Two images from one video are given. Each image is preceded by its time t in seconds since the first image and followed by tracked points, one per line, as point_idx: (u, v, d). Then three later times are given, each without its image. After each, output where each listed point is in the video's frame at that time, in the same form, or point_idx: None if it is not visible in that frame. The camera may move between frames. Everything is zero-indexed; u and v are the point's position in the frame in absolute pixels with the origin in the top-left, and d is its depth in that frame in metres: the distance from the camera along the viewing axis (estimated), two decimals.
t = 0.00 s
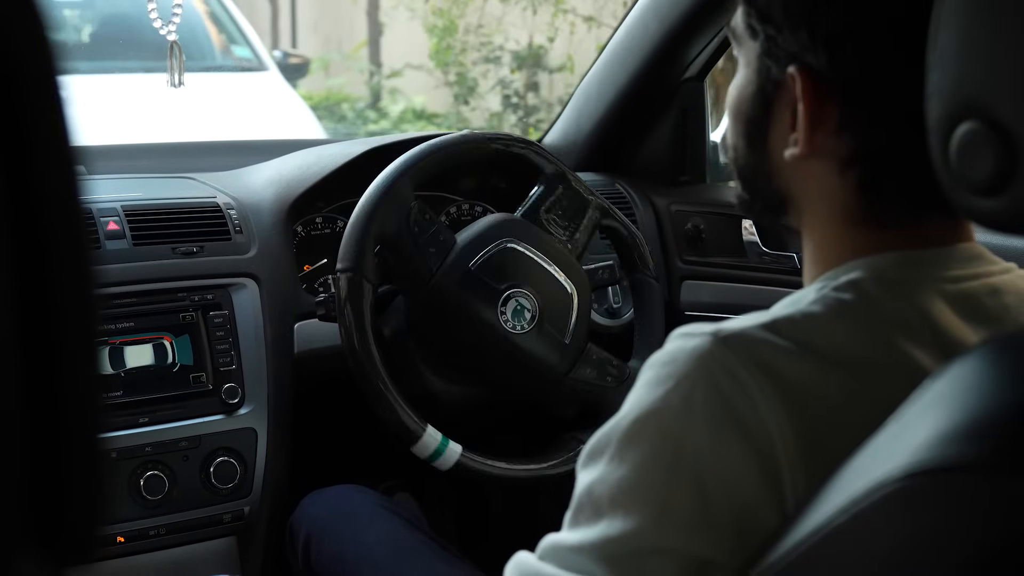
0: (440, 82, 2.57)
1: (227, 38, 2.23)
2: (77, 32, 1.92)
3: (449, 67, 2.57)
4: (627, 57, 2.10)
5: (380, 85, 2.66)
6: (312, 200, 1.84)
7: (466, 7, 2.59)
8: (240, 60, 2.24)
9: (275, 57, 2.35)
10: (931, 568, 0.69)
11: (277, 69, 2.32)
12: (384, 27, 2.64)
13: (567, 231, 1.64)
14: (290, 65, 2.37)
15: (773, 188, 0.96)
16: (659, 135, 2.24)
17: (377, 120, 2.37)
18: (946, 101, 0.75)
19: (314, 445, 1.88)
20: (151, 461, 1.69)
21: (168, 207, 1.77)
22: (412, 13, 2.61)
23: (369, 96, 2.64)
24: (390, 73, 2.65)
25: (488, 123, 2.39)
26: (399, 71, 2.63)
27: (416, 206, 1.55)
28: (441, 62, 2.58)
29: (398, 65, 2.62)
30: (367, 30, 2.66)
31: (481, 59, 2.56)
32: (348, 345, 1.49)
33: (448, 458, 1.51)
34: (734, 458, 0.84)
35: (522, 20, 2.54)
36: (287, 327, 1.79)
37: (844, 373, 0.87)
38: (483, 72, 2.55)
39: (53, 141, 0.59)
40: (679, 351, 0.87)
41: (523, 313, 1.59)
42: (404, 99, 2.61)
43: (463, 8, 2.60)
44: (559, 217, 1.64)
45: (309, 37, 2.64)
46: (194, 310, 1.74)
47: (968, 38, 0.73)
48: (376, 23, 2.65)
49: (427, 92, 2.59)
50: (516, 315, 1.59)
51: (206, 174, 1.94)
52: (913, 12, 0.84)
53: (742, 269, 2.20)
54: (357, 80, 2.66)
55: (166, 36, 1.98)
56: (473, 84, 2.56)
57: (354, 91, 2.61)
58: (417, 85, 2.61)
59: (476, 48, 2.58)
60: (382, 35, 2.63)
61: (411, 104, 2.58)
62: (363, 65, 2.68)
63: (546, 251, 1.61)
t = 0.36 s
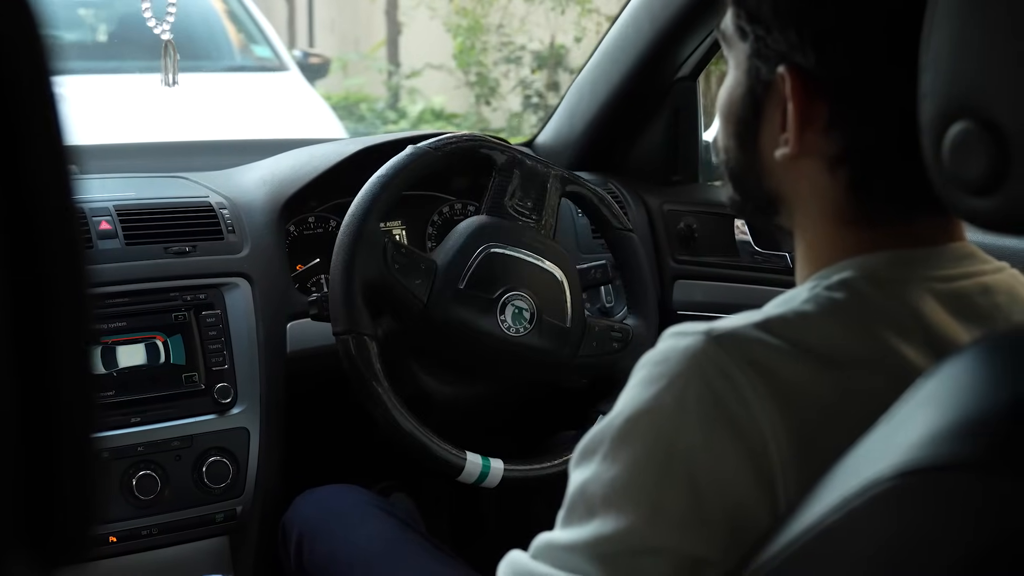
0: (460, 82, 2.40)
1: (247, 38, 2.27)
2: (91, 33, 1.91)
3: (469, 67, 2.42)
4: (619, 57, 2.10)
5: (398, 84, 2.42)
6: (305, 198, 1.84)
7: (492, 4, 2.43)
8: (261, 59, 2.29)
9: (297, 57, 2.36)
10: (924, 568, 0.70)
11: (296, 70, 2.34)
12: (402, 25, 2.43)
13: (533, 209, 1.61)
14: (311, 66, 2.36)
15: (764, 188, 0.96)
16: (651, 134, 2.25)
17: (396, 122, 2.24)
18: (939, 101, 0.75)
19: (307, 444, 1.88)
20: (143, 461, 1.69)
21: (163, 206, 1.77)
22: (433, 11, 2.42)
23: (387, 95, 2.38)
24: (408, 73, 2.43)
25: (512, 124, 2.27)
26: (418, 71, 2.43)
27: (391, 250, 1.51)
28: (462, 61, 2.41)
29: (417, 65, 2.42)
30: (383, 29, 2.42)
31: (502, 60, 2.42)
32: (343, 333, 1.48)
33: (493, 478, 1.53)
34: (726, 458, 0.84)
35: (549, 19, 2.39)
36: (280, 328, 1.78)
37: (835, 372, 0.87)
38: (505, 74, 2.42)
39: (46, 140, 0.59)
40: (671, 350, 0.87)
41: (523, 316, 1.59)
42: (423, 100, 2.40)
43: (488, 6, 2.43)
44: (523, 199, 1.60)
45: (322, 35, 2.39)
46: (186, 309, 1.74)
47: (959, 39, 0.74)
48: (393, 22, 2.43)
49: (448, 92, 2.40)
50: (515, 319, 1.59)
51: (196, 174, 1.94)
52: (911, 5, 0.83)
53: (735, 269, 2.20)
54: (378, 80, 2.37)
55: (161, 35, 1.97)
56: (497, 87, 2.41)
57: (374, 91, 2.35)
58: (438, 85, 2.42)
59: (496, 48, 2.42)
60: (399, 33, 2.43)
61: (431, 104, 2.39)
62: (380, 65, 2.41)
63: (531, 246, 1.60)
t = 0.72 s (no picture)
0: (488, 84, 2.64)
1: (271, 39, 2.33)
2: (114, 34, 1.96)
3: (497, 69, 2.64)
4: (619, 57, 2.10)
5: (422, 86, 2.77)
6: (306, 200, 1.85)
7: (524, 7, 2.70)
8: (287, 61, 2.32)
9: (321, 57, 2.40)
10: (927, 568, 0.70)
11: (322, 69, 2.38)
12: (426, 27, 2.78)
13: (527, 208, 1.61)
14: (336, 66, 2.41)
15: (765, 188, 0.96)
16: (652, 135, 2.25)
17: (419, 123, 2.41)
18: (941, 103, 0.75)
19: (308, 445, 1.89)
20: (146, 462, 1.69)
21: (164, 208, 1.77)
22: (459, 13, 2.73)
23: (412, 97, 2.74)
24: (432, 74, 2.76)
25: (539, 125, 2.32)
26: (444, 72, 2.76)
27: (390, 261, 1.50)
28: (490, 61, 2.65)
29: (444, 66, 2.74)
30: (407, 32, 2.79)
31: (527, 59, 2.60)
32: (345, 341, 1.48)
33: (510, 481, 1.53)
34: (729, 459, 0.84)
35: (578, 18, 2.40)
36: (281, 330, 1.79)
37: (836, 373, 0.87)
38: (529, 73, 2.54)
39: (51, 140, 0.60)
40: (674, 351, 0.87)
41: (527, 317, 1.59)
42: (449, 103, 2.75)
43: (520, 8, 2.70)
44: (515, 198, 1.60)
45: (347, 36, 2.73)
46: (188, 311, 1.74)
47: (961, 40, 0.74)
48: (418, 24, 2.78)
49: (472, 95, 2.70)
50: (519, 320, 1.59)
51: (199, 174, 1.93)
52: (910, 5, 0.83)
53: (735, 270, 2.20)
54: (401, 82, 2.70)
55: (154, 36, 1.96)
56: (523, 86, 2.52)
57: (400, 92, 2.70)
58: (468, 86, 2.69)
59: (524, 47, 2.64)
60: (423, 35, 2.78)
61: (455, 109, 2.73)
62: (405, 66, 2.76)
63: (530, 247, 1.60)
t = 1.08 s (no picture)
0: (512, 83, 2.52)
1: (295, 35, 2.28)
2: (134, 32, 2.00)
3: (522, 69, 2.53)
4: (625, 54, 2.09)
5: (445, 85, 2.63)
6: (312, 197, 1.84)
7: None
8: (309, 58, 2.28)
9: (346, 56, 2.36)
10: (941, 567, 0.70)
11: (348, 69, 2.33)
12: (449, 25, 2.66)
13: (532, 204, 1.60)
14: (361, 64, 2.37)
15: (771, 188, 0.95)
16: (659, 132, 2.24)
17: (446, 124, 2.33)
18: (953, 100, 0.75)
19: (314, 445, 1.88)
20: (152, 460, 1.69)
21: (171, 205, 1.77)
22: (485, 11, 2.59)
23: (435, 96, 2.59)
24: (456, 73, 2.63)
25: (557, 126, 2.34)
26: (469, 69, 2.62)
27: (396, 262, 1.51)
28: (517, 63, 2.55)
29: (466, 65, 2.62)
30: (430, 30, 2.66)
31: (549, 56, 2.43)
32: (354, 343, 1.48)
33: (520, 480, 1.53)
34: (738, 458, 0.84)
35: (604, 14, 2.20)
36: (288, 329, 1.78)
37: (847, 372, 0.86)
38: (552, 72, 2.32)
39: (64, 137, 0.60)
40: (683, 350, 0.86)
41: (534, 315, 1.59)
42: (471, 99, 2.52)
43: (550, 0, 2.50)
44: (520, 194, 1.59)
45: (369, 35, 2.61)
46: (194, 309, 1.73)
47: (972, 37, 0.73)
48: (440, 21, 2.66)
49: (495, 94, 2.55)
50: (526, 318, 1.59)
51: (208, 173, 1.92)
52: (911, 4, 0.83)
53: (742, 268, 2.20)
54: (423, 81, 2.59)
55: (167, 33, 2.00)
56: (547, 85, 2.31)
57: (422, 91, 2.57)
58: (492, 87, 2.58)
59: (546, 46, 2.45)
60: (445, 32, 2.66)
61: (478, 104, 2.49)
62: (427, 64, 2.64)
63: (535, 244, 1.60)
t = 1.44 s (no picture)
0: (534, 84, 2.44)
1: (315, 36, 2.29)
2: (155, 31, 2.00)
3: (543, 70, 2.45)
4: (630, 56, 2.10)
5: (466, 85, 2.62)
6: (317, 198, 1.84)
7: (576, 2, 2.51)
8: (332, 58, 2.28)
9: (366, 56, 2.37)
10: (940, 569, 0.70)
11: (369, 69, 2.33)
12: (470, 25, 2.64)
13: (536, 206, 1.61)
14: (381, 65, 2.38)
15: (775, 191, 0.96)
16: (663, 134, 2.25)
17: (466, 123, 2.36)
18: (955, 104, 0.75)
19: (317, 445, 1.89)
20: (158, 460, 1.70)
21: (176, 206, 1.77)
22: (506, 11, 2.58)
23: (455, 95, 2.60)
24: (476, 74, 2.61)
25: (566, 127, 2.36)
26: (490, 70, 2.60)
27: (402, 263, 1.51)
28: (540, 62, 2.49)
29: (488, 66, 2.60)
30: (451, 29, 2.64)
31: (575, 59, 2.26)
32: (360, 345, 1.48)
33: (524, 481, 1.53)
34: (742, 460, 0.84)
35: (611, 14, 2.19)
36: (292, 329, 1.78)
37: (849, 374, 0.87)
38: (576, 73, 2.24)
39: (73, 135, 0.60)
40: (687, 353, 0.87)
41: (538, 316, 1.60)
42: (491, 101, 2.59)
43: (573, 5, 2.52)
44: (525, 196, 1.59)
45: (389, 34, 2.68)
46: (199, 309, 1.74)
47: (975, 43, 0.74)
48: (461, 22, 2.64)
49: (516, 93, 2.54)
50: (530, 319, 1.60)
51: (214, 173, 1.93)
52: (919, 10, 0.83)
53: (747, 269, 2.20)
54: (444, 82, 2.58)
55: (177, 35, 1.99)
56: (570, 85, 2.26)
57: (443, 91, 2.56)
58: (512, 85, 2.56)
59: (569, 47, 2.34)
60: (466, 33, 2.64)
61: (499, 105, 2.56)
62: (447, 64, 2.63)
63: (540, 245, 1.60)
